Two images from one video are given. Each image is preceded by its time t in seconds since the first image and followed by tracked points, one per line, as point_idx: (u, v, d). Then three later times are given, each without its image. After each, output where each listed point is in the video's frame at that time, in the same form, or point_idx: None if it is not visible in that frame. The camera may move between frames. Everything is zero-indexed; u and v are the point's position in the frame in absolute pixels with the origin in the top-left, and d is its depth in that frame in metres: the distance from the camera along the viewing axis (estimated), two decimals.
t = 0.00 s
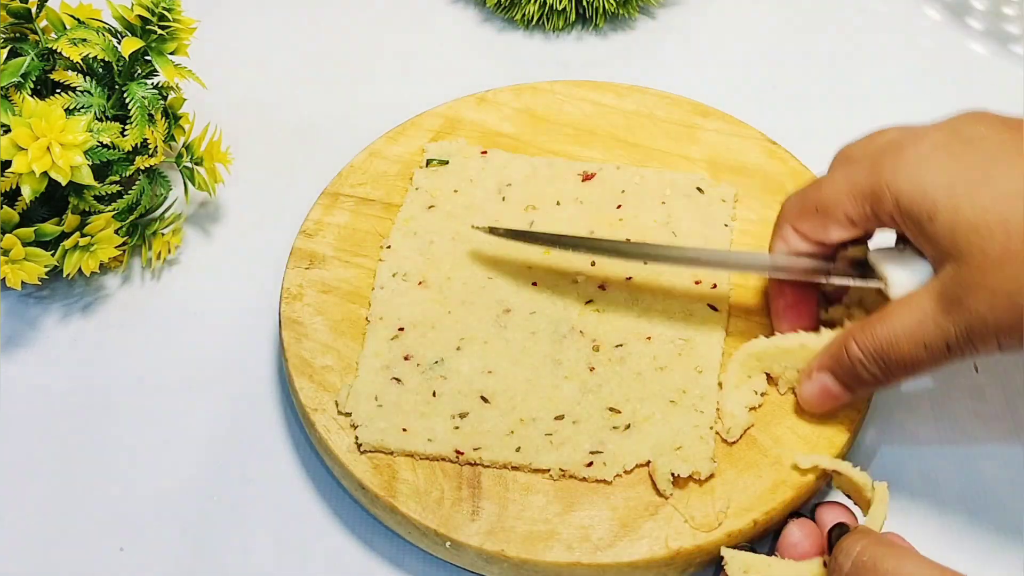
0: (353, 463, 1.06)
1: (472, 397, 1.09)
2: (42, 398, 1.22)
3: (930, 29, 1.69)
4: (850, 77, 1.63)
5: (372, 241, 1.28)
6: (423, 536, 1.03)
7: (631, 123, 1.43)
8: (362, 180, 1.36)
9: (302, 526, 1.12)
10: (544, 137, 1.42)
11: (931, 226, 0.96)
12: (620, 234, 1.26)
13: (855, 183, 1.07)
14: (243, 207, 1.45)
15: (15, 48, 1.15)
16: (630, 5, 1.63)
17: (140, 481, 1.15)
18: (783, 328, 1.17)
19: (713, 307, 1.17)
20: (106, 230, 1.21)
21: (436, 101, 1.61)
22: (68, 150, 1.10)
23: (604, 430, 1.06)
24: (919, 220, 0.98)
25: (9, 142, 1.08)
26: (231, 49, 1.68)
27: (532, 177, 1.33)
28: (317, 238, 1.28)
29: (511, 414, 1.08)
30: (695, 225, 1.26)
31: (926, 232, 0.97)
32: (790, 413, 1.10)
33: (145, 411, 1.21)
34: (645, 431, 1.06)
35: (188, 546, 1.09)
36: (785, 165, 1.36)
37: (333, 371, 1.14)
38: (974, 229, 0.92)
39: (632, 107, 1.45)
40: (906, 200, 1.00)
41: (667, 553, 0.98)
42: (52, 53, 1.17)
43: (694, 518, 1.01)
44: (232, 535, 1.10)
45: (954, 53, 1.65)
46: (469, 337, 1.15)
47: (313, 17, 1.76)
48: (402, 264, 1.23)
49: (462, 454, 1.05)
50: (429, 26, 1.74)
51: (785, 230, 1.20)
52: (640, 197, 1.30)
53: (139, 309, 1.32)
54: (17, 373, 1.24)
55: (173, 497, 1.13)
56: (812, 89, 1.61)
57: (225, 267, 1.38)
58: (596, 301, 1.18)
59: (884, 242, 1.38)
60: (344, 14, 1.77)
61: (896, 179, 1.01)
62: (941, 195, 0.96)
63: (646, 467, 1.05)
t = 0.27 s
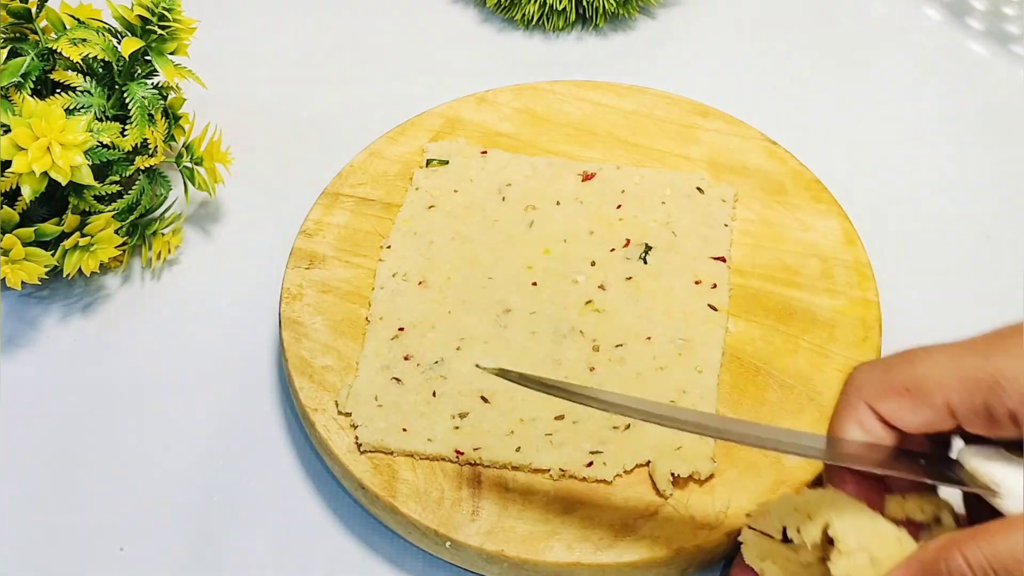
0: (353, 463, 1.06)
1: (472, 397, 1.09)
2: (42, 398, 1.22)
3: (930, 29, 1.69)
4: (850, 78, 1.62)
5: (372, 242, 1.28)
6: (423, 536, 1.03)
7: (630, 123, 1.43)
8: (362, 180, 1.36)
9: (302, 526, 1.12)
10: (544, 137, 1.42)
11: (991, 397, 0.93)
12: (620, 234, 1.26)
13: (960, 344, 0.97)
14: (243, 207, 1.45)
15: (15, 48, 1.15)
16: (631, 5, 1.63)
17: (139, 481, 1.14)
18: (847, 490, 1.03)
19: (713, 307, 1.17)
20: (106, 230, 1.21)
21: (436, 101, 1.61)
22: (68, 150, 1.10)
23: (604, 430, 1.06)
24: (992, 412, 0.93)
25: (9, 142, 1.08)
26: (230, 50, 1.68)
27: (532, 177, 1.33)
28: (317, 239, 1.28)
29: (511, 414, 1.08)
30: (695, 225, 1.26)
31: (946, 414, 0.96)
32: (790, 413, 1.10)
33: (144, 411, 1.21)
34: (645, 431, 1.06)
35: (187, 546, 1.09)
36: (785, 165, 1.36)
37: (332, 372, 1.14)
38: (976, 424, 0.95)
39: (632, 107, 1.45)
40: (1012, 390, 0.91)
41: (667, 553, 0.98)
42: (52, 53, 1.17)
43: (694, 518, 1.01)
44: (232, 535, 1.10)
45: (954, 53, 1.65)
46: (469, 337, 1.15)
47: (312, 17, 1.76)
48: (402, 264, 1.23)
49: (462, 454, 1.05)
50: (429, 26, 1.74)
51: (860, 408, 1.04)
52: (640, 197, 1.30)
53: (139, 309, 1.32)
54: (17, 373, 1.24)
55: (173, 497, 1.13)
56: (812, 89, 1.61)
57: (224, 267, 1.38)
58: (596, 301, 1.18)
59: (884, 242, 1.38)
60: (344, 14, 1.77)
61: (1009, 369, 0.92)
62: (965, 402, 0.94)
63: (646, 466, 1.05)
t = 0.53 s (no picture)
0: (353, 463, 1.06)
1: (472, 397, 1.09)
2: (42, 398, 1.22)
3: (929, 29, 1.69)
4: (849, 78, 1.63)
5: (372, 242, 1.28)
6: (423, 536, 1.03)
7: (630, 123, 1.43)
8: (362, 180, 1.36)
9: (302, 526, 1.11)
10: (544, 137, 1.42)
11: None
12: (620, 234, 1.26)
13: None
14: (243, 207, 1.45)
15: (15, 48, 1.15)
16: (630, 5, 1.63)
17: (138, 481, 1.14)
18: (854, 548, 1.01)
19: (713, 307, 1.17)
20: (106, 230, 1.21)
21: (436, 101, 1.61)
22: (68, 150, 1.10)
23: (604, 430, 1.06)
24: None
25: (9, 142, 1.08)
26: (231, 50, 1.69)
27: (532, 177, 1.33)
28: (317, 239, 1.28)
29: (511, 414, 1.08)
30: (695, 225, 1.26)
31: None
32: (790, 413, 1.10)
33: (144, 412, 1.21)
34: (645, 431, 1.06)
35: (187, 546, 1.09)
36: (784, 165, 1.36)
37: (332, 373, 1.14)
38: None
39: (632, 107, 1.45)
40: None
41: (667, 553, 0.98)
42: (52, 53, 1.17)
43: (694, 518, 1.01)
44: (232, 535, 1.10)
45: (954, 53, 1.65)
46: (469, 337, 1.15)
47: (312, 17, 1.76)
48: (402, 264, 1.23)
49: (462, 454, 1.05)
50: (429, 26, 1.75)
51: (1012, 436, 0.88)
52: (640, 197, 1.30)
53: (139, 309, 1.32)
54: (17, 373, 1.25)
55: (173, 497, 1.13)
56: (812, 89, 1.61)
57: (224, 267, 1.38)
58: (596, 301, 1.18)
59: (884, 241, 1.38)
60: (344, 15, 1.77)
61: None
62: None
63: (646, 466, 1.05)
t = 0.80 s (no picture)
0: (353, 463, 1.06)
1: (472, 397, 1.09)
2: (42, 398, 1.22)
3: (930, 29, 1.69)
4: (849, 78, 1.63)
5: (372, 242, 1.28)
6: (423, 536, 1.03)
7: (631, 123, 1.43)
8: (362, 180, 1.36)
9: (302, 526, 1.12)
10: (544, 137, 1.42)
11: None
12: (620, 234, 1.26)
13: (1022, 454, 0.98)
14: (243, 207, 1.45)
15: (15, 48, 1.15)
16: (631, 5, 1.63)
17: (139, 481, 1.14)
18: None
19: (713, 307, 1.17)
20: (106, 230, 1.21)
21: (436, 101, 1.61)
22: (68, 150, 1.10)
23: (604, 430, 1.06)
24: None
25: (9, 143, 1.08)
26: (231, 50, 1.69)
27: (532, 177, 1.33)
28: (317, 239, 1.28)
29: (511, 414, 1.08)
30: (695, 225, 1.26)
31: None
32: (790, 413, 1.10)
33: (144, 412, 1.21)
34: (645, 431, 1.06)
35: (187, 546, 1.09)
36: (784, 165, 1.36)
37: (332, 372, 1.14)
38: None
39: (632, 107, 1.45)
40: None
41: (667, 553, 0.98)
42: (52, 53, 1.17)
43: (694, 518, 1.01)
44: (232, 535, 1.10)
45: (954, 54, 1.64)
46: (469, 337, 1.15)
47: (312, 17, 1.76)
48: (402, 264, 1.23)
49: (462, 454, 1.05)
50: (430, 26, 1.75)
51: None
52: (640, 197, 1.30)
53: (139, 309, 1.32)
54: (17, 373, 1.25)
55: (173, 497, 1.13)
56: (812, 89, 1.61)
57: (224, 267, 1.38)
58: (596, 301, 1.18)
59: (884, 242, 1.38)
60: (344, 14, 1.77)
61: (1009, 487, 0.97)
62: None
63: (646, 466, 1.05)
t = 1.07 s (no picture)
0: (353, 463, 1.06)
1: (471, 397, 1.09)
2: (42, 398, 1.22)
3: (930, 29, 1.69)
4: (849, 78, 1.63)
5: (372, 241, 1.28)
6: (423, 536, 1.03)
7: (631, 123, 1.43)
8: (362, 180, 1.36)
9: (302, 526, 1.11)
10: (543, 137, 1.42)
11: None
12: (620, 234, 1.26)
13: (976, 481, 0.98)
14: (243, 207, 1.45)
15: (15, 48, 1.15)
16: (631, 5, 1.63)
17: (138, 481, 1.14)
18: None
19: (713, 307, 1.17)
20: (106, 230, 1.21)
21: (436, 101, 1.61)
22: (68, 150, 1.10)
23: (604, 430, 1.06)
24: None
25: (9, 143, 1.08)
26: (231, 50, 1.69)
27: (532, 177, 1.33)
28: (317, 239, 1.28)
29: (511, 414, 1.08)
30: (695, 225, 1.26)
31: None
32: (790, 413, 1.10)
33: (144, 412, 1.21)
34: (645, 431, 1.06)
35: (187, 546, 1.09)
36: (784, 166, 1.36)
37: (332, 372, 1.14)
38: None
39: (632, 107, 1.45)
40: None
41: (667, 553, 0.98)
42: (52, 53, 1.17)
43: (694, 518, 1.01)
44: (232, 535, 1.10)
45: (954, 54, 1.64)
46: (469, 337, 1.15)
47: (312, 17, 1.76)
48: (402, 264, 1.23)
49: (462, 454, 1.05)
50: (430, 26, 1.75)
51: None
52: (640, 197, 1.30)
53: (139, 309, 1.32)
54: (17, 373, 1.25)
55: (173, 497, 1.13)
56: (812, 89, 1.61)
57: (224, 267, 1.38)
58: (596, 301, 1.18)
59: (884, 241, 1.38)
60: (345, 14, 1.77)
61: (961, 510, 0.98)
62: None
63: (646, 466, 1.05)
